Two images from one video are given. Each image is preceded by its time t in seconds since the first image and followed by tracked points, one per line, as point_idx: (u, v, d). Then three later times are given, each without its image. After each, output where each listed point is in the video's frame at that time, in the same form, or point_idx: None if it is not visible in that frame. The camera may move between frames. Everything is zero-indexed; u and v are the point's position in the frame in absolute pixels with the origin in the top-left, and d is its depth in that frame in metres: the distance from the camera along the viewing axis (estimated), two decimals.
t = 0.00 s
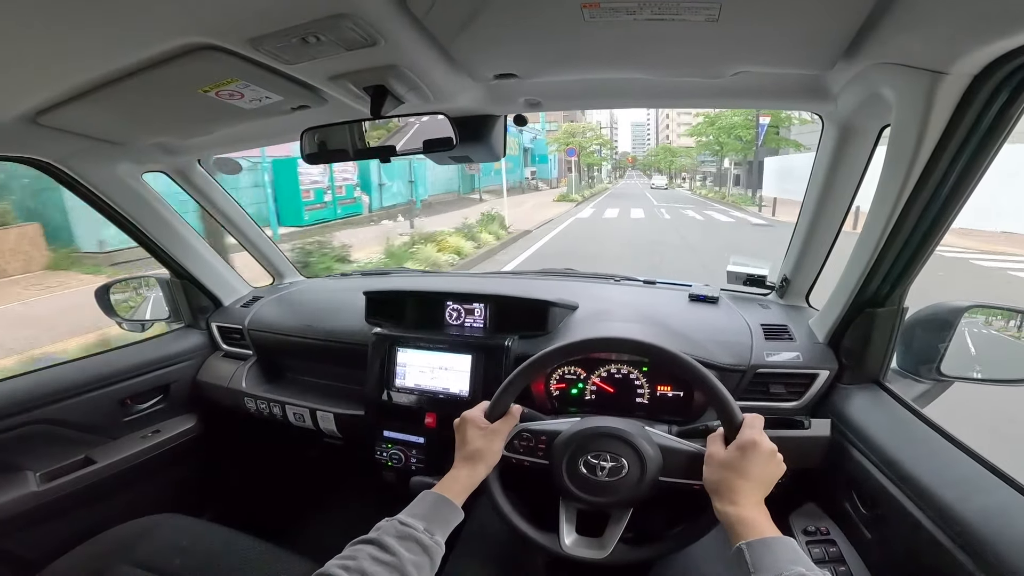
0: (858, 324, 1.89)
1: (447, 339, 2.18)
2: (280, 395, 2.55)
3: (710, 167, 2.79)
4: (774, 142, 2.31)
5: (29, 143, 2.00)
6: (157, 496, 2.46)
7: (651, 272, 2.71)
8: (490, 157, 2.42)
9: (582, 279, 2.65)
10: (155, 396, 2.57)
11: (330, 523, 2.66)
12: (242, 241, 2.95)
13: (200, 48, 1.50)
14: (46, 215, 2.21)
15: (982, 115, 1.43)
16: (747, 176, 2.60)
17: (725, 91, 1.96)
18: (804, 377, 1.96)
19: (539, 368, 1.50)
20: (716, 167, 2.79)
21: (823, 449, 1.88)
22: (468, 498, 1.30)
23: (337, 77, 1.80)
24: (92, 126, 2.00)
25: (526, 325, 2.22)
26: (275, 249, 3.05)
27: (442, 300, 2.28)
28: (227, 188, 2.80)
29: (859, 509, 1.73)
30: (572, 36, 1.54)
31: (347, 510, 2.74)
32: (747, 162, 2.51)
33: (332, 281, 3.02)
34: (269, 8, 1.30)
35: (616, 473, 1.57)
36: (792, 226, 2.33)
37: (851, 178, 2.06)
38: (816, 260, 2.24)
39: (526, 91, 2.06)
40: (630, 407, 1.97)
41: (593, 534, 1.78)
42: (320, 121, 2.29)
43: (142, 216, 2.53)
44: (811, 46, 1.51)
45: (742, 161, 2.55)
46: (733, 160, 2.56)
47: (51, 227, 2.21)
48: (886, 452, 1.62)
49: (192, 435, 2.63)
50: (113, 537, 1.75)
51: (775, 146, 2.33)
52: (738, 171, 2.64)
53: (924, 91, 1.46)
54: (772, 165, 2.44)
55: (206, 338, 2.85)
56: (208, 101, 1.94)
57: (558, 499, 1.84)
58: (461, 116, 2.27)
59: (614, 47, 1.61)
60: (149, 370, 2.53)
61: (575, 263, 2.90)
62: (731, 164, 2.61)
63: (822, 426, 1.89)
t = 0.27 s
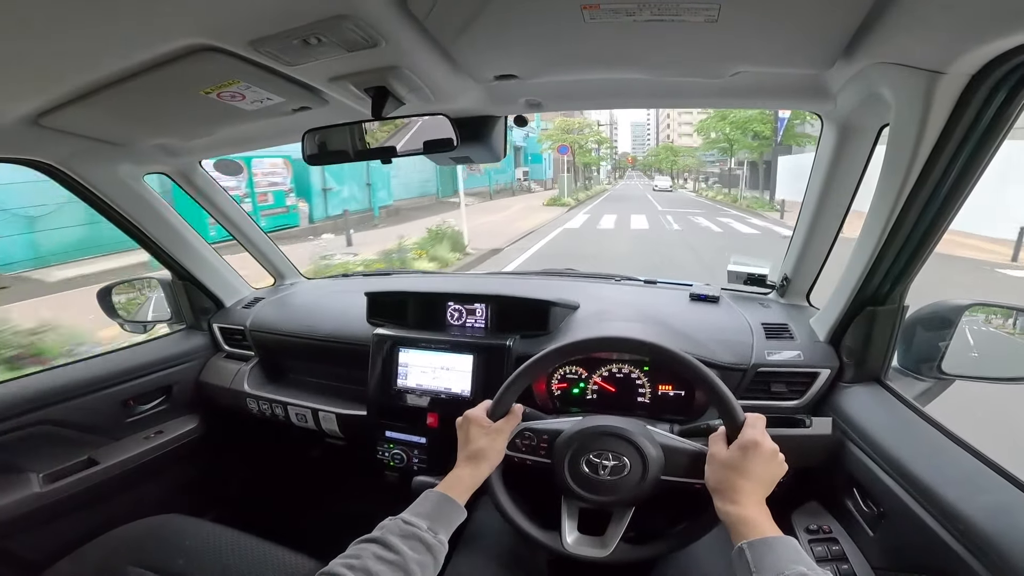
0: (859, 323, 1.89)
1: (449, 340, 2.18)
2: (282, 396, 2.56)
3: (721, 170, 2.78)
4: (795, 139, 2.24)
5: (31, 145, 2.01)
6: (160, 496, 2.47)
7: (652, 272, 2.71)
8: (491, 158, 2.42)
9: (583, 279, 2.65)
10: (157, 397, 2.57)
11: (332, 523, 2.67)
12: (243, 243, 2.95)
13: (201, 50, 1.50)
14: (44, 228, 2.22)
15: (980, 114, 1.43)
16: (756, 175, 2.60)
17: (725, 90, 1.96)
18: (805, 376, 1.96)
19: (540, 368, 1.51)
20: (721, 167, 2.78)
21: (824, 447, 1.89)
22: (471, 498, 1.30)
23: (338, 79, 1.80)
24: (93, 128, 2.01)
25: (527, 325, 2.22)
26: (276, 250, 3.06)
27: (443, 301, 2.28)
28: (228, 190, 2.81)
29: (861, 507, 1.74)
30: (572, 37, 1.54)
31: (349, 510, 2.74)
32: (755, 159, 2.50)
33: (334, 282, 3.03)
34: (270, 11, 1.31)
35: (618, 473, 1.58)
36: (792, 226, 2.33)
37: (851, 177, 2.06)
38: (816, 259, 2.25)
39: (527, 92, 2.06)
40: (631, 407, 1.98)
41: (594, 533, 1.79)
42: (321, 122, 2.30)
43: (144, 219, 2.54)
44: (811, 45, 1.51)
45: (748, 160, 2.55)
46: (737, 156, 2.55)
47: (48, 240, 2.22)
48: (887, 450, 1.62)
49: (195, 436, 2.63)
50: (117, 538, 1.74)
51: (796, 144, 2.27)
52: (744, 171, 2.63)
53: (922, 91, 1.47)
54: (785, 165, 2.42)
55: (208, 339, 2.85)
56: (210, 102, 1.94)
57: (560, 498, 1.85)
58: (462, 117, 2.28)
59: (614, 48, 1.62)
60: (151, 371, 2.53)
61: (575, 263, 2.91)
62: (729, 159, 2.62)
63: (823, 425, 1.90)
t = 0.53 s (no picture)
0: (858, 325, 1.89)
1: (449, 343, 2.18)
2: (283, 399, 2.56)
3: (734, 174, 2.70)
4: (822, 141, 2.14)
5: (32, 149, 2.02)
6: (161, 499, 2.47)
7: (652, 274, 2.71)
8: (490, 160, 2.43)
9: (583, 282, 2.65)
10: (158, 400, 2.57)
11: (332, 526, 2.67)
12: (243, 246, 2.96)
13: (201, 54, 1.51)
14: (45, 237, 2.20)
15: (979, 115, 1.43)
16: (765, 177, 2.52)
17: (724, 92, 1.97)
18: (805, 378, 1.96)
19: (539, 371, 1.52)
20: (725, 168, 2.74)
21: (824, 449, 1.88)
22: (470, 500, 1.30)
23: (337, 82, 1.81)
24: (93, 131, 2.02)
25: (527, 328, 2.22)
26: (276, 253, 3.07)
27: (443, 303, 2.28)
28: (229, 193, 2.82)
29: (861, 509, 1.73)
30: (570, 40, 1.54)
31: (349, 513, 2.74)
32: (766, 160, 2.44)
33: (335, 285, 3.03)
34: (269, 14, 1.32)
35: (618, 475, 1.58)
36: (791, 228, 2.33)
37: (850, 179, 2.07)
38: (816, 261, 2.25)
39: (526, 95, 2.06)
40: (631, 409, 1.98)
41: (594, 535, 1.78)
42: (320, 125, 2.30)
43: (146, 223, 2.55)
44: (809, 47, 1.51)
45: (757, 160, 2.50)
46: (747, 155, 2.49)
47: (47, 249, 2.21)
48: (887, 452, 1.62)
49: (195, 439, 2.64)
50: (118, 541, 1.74)
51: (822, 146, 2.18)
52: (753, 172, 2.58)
53: (921, 92, 1.47)
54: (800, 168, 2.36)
55: (209, 342, 2.86)
56: (210, 106, 1.95)
57: (560, 501, 1.84)
58: (462, 120, 2.28)
59: (612, 51, 1.62)
60: (151, 374, 2.54)
61: (575, 265, 2.92)
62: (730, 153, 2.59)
63: (823, 426, 1.90)
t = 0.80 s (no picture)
0: (864, 324, 1.89)
1: (453, 342, 2.18)
2: (285, 398, 2.55)
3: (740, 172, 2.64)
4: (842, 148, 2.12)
5: (33, 147, 2.00)
6: (163, 499, 2.46)
7: (655, 274, 2.71)
8: (493, 159, 2.42)
9: (586, 281, 2.65)
10: (160, 400, 2.56)
11: (334, 526, 2.66)
12: (245, 245, 2.95)
13: (206, 51, 1.50)
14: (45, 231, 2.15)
15: (986, 116, 1.43)
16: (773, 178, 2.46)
17: (729, 92, 1.96)
18: (810, 377, 1.96)
19: (546, 369, 1.52)
20: (731, 168, 2.70)
21: (829, 448, 1.88)
22: (476, 500, 1.30)
23: (342, 80, 1.80)
24: (95, 130, 2.00)
25: (532, 328, 2.21)
26: (278, 252, 3.05)
27: (447, 303, 2.27)
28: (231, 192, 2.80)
29: (867, 508, 1.73)
30: (577, 38, 1.53)
31: (351, 512, 2.73)
32: (775, 155, 2.40)
33: (336, 285, 3.02)
34: (275, 11, 1.31)
35: (624, 475, 1.57)
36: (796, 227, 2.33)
37: (856, 178, 2.06)
38: (820, 260, 2.24)
39: (530, 93, 2.06)
40: (636, 409, 1.97)
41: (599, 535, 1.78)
42: (323, 123, 2.29)
43: (148, 221, 2.53)
44: (817, 46, 1.51)
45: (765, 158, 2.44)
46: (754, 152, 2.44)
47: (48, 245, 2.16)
48: (893, 451, 1.62)
49: (197, 439, 2.62)
50: (119, 541, 1.73)
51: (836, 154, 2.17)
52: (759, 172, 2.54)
53: (929, 91, 1.47)
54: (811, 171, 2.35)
55: (211, 341, 2.85)
56: (213, 104, 1.94)
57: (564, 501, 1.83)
58: (465, 119, 2.27)
59: (619, 49, 1.61)
60: (153, 374, 2.52)
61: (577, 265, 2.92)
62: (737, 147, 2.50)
63: (829, 426, 1.89)
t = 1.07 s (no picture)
0: (863, 325, 1.89)
1: (452, 344, 2.18)
2: (285, 399, 2.55)
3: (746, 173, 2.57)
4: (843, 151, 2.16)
5: (34, 148, 2.01)
6: (163, 499, 2.46)
7: (654, 276, 2.71)
8: (493, 160, 2.43)
9: (585, 283, 2.65)
10: (160, 401, 2.56)
11: (333, 527, 2.66)
12: (246, 246, 2.95)
13: (205, 53, 1.50)
14: (7, 227, 2.03)
15: (984, 117, 1.43)
16: (777, 179, 2.40)
17: (728, 93, 1.97)
18: (809, 379, 1.97)
19: (545, 370, 1.52)
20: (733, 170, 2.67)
21: (828, 450, 1.89)
22: (474, 501, 1.30)
23: (342, 81, 1.80)
24: (96, 131, 2.01)
25: (531, 329, 2.22)
26: (278, 254, 3.06)
27: (446, 304, 2.28)
28: (231, 193, 2.81)
29: (865, 509, 1.73)
30: (576, 40, 1.54)
31: (351, 513, 2.74)
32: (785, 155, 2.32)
33: (336, 286, 3.03)
34: (274, 13, 1.31)
35: (622, 476, 1.57)
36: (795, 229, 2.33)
37: (854, 180, 2.07)
38: (820, 261, 2.24)
39: (529, 95, 2.06)
40: (635, 410, 1.97)
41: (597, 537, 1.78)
42: (323, 125, 2.30)
43: (148, 223, 2.53)
44: (815, 48, 1.51)
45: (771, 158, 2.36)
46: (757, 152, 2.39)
47: (10, 244, 2.04)
48: (892, 452, 1.62)
49: (196, 440, 2.63)
50: (120, 541, 1.73)
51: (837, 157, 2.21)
52: (765, 174, 2.45)
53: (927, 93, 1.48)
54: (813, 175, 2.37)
55: (211, 342, 2.85)
56: (213, 105, 1.94)
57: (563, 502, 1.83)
58: (465, 120, 2.28)
59: (618, 51, 1.62)
60: (153, 375, 2.52)
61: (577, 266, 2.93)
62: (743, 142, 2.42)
63: (827, 427, 1.90)
